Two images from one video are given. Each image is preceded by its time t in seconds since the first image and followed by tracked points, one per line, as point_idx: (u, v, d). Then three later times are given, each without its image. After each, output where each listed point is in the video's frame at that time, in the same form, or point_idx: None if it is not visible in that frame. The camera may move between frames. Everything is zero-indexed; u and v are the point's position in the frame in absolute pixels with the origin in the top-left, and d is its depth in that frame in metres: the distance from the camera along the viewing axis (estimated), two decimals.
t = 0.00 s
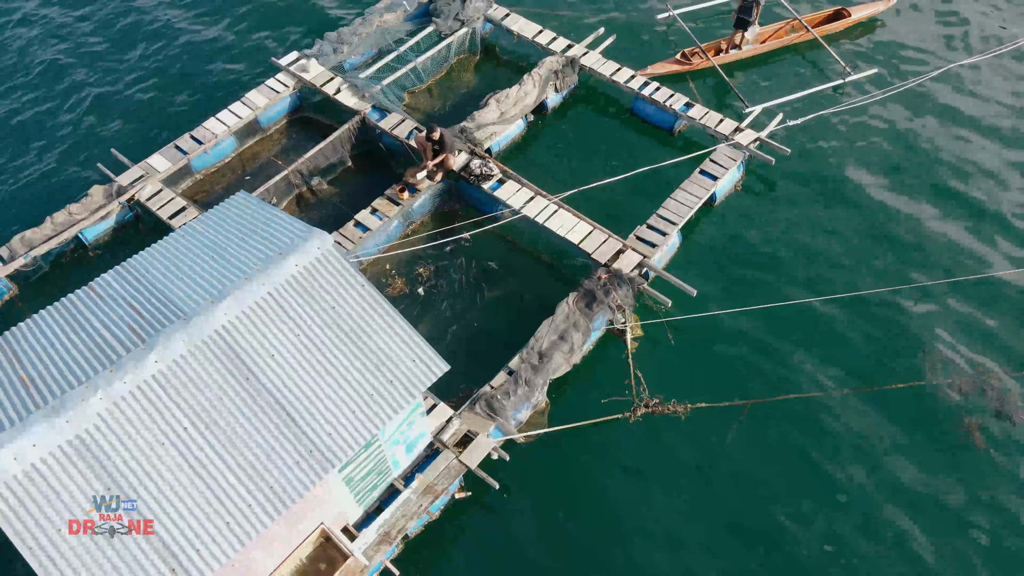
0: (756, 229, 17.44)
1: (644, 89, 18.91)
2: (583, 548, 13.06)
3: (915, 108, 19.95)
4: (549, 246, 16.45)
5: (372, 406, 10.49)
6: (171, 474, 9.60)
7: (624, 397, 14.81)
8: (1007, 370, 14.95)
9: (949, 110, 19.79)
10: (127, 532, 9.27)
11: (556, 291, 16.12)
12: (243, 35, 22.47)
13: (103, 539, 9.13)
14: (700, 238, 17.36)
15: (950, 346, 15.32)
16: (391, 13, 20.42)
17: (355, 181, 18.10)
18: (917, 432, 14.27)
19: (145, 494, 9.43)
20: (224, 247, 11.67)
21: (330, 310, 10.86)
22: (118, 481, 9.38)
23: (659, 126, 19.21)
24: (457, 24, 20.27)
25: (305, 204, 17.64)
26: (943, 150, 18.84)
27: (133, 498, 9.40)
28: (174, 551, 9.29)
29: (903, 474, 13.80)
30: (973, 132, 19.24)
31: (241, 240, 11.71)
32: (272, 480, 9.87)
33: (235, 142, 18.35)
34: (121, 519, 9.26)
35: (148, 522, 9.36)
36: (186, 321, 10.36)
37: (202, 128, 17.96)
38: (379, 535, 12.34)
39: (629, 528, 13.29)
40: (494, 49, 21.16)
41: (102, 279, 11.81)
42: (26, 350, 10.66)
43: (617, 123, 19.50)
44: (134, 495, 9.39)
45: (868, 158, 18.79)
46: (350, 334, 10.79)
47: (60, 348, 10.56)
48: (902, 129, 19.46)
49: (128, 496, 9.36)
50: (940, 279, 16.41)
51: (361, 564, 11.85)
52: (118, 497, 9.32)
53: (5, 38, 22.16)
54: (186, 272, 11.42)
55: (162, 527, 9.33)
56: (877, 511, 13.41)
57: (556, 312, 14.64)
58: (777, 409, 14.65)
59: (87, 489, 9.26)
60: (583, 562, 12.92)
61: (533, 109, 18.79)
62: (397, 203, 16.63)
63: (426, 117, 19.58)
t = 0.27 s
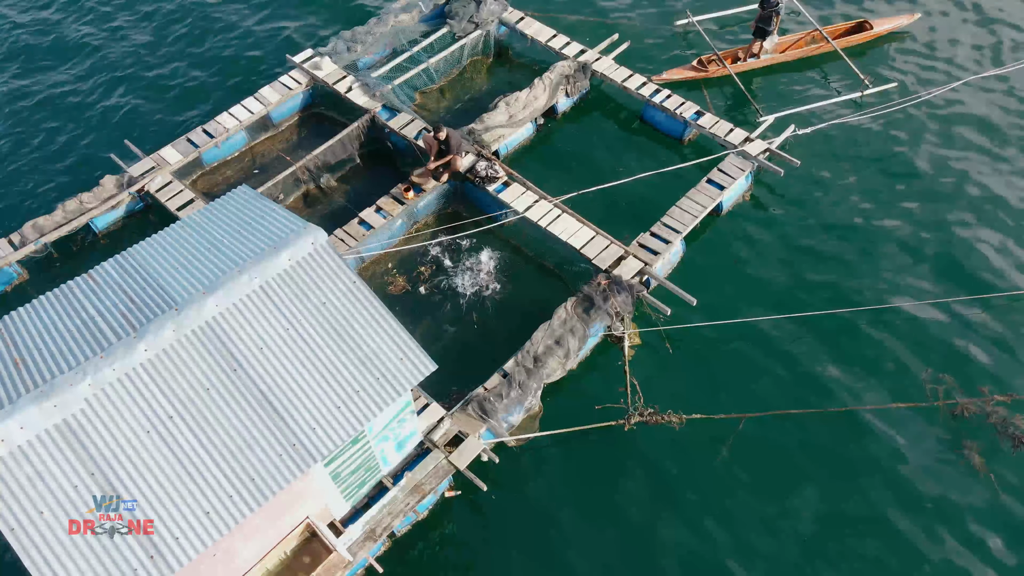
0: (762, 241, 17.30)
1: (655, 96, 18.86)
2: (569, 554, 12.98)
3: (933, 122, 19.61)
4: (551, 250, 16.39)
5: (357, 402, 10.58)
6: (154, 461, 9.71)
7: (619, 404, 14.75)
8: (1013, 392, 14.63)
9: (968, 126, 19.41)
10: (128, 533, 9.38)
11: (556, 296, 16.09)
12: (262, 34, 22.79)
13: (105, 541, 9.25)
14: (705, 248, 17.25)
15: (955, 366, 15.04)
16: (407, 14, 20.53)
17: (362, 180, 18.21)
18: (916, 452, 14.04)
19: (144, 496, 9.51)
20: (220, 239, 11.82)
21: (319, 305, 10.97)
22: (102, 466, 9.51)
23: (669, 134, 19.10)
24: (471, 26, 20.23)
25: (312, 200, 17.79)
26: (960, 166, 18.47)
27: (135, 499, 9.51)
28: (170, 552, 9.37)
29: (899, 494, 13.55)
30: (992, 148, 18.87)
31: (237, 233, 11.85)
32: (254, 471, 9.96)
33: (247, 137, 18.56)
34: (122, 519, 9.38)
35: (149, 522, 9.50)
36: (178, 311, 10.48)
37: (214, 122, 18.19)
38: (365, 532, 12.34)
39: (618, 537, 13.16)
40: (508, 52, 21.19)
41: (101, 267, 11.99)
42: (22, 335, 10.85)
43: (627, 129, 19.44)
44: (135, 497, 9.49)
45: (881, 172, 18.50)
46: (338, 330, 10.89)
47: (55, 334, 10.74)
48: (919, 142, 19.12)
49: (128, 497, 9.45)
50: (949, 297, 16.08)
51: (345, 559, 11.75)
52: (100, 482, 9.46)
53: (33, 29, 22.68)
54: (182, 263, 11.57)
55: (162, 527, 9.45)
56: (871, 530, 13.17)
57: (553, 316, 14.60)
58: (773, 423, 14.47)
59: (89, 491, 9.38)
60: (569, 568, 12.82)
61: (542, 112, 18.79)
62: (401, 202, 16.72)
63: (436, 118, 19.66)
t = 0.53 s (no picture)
0: (770, 251, 17.12)
1: (667, 103, 18.79)
2: (556, 560, 12.92)
3: (951, 137, 19.32)
4: (554, 255, 16.40)
5: (345, 399, 10.69)
6: (143, 449, 9.86)
7: (614, 411, 14.70)
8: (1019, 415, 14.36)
9: (986, 143, 19.11)
10: (127, 531, 9.55)
11: (557, 299, 16.06)
12: (281, 29, 23.02)
13: (104, 538, 9.42)
14: (710, 257, 17.14)
15: (960, 386, 14.79)
16: (423, 14, 20.49)
17: (371, 177, 18.33)
18: (916, 470, 13.79)
19: (145, 494, 9.70)
20: (220, 231, 11.93)
21: (313, 301, 11.06)
22: (92, 452, 9.65)
23: (680, 142, 19.00)
24: (486, 28, 20.24)
25: (320, 196, 17.92)
26: (976, 183, 18.19)
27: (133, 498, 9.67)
28: (155, 539, 9.58)
29: (896, 512, 13.33)
30: (1010, 166, 18.54)
31: (237, 226, 11.95)
32: (240, 463, 10.12)
33: (260, 132, 18.75)
34: (121, 519, 9.54)
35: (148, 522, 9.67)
36: (173, 300, 10.57)
37: (228, 116, 18.38)
38: (352, 529, 12.45)
39: (607, 543, 13.11)
40: (522, 55, 21.27)
41: (103, 254, 12.12)
42: (21, 318, 11.00)
43: (638, 135, 19.37)
44: (135, 496, 9.66)
45: (894, 187, 18.25)
46: (330, 326, 10.98)
47: (53, 318, 10.87)
48: (935, 157, 18.83)
49: (128, 496, 9.61)
50: (958, 315, 15.83)
51: (331, 554, 11.97)
52: (89, 468, 9.59)
53: (59, 21, 23.13)
54: (182, 254, 11.66)
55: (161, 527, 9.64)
56: (866, 548, 12.96)
57: (552, 320, 14.57)
58: (771, 435, 14.31)
59: (88, 489, 9.52)
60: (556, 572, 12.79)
61: (553, 116, 18.78)
62: (408, 202, 16.80)
63: (448, 118, 19.73)
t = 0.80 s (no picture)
0: (777, 264, 16.98)
1: (680, 111, 18.69)
2: (544, 565, 12.86)
3: (968, 156, 19.02)
4: (559, 259, 16.38)
5: (337, 395, 10.76)
6: (134, 436, 9.97)
7: (611, 418, 14.63)
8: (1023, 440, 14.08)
9: (1003, 162, 18.81)
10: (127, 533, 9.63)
11: (559, 303, 16.02)
12: (301, 27, 23.22)
13: (104, 539, 9.55)
14: (716, 268, 17.02)
15: (964, 408, 14.55)
16: (440, 15, 20.60)
17: (381, 176, 18.41)
18: (914, 492, 13.58)
19: (144, 495, 9.77)
20: (223, 224, 12.04)
21: (310, 296, 11.13)
22: (84, 436, 9.77)
23: (691, 150, 18.90)
24: (502, 31, 20.33)
25: (329, 193, 18.02)
26: (992, 203, 17.88)
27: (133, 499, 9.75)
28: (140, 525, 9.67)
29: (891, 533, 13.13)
30: None
31: (241, 219, 12.06)
32: (229, 454, 10.21)
33: (273, 127, 18.91)
34: (120, 519, 9.62)
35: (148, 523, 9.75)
36: (172, 290, 10.69)
37: (242, 111, 18.55)
38: (342, 523, 12.41)
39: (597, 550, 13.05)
40: (537, 59, 21.27)
41: (109, 242, 12.29)
42: (24, 302, 11.18)
43: (650, 142, 19.28)
44: (135, 496, 9.74)
45: (907, 203, 18.01)
46: (325, 322, 11.04)
47: (54, 303, 11.03)
48: (951, 175, 18.56)
49: (128, 496, 9.71)
50: (965, 336, 15.58)
51: (320, 548, 11.97)
52: (80, 451, 9.71)
53: (85, 15, 23.56)
54: (184, 244, 11.79)
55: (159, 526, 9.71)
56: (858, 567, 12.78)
57: (552, 325, 14.55)
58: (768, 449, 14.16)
59: (82, 483, 9.61)
60: None
61: (564, 120, 18.74)
62: (415, 201, 16.86)
63: (460, 119, 19.77)
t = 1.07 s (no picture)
0: (784, 276, 16.82)
1: (694, 120, 18.60)
2: (533, 568, 12.83)
3: (987, 173, 18.71)
4: (564, 264, 16.37)
5: (329, 390, 10.84)
6: (127, 424, 10.08)
7: (608, 425, 14.58)
8: None
9: None
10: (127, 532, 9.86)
11: (562, 308, 15.99)
12: (321, 28, 23.48)
13: (103, 538, 9.66)
14: (723, 279, 16.90)
15: (969, 430, 14.30)
16: (458, 17, 20.67)
17: (392, 175, 18.51)
18: (913, 511, 13.34)
19: (139, 488, 9.89)
20: (226, 217, 12.16)
21: (307, 291, 11.21)
22: (77, 422, 9.90)
23: (703, 159, 18.79)
24: (518, 35, 20.39)
25: (339, 190, 18.15)
26: (1009, 221, 17.57)
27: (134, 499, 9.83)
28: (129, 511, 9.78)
29: (887, 552, 12.92)
30: None
31: (244, 213, 12.17)
32: (220, 445, 10.31)
33: (287, 124, 19.10)
34: (120, 519, 9.77)
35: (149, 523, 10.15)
36: (171, 281, 10.81)
37: (257, 107, 18.75)
38: (335, 518, 12.53)
39: (586, 556, 13.00)
40: (553, 63, 21.28)
41: (115, 231, 12.46)
42: (29, 288, 11.37)
43: (662, 150, 19.21)
44: (134, 496, 9.85)
45: (919, 219, 17.76)
46: (321, 317, 11.12)
47: (57, 289, 11.20)
48: (969, 192, 18.27)
49: (128, 497, 9.82)
50: (974, 356, 15.32)
51: (308, 542, 11.92)
52: (73, 436, 9.85)
53: (113, 10, 24.05)
54: (187, 236, 11.92)
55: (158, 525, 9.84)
56: None
57: (552, 329, 14.49)
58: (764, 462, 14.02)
59: (85, 484, 9.73)
60: None
61: (576, 125, 18.72)
62: (423, 201, 16.93)
63: (473, 121, 19.82)
